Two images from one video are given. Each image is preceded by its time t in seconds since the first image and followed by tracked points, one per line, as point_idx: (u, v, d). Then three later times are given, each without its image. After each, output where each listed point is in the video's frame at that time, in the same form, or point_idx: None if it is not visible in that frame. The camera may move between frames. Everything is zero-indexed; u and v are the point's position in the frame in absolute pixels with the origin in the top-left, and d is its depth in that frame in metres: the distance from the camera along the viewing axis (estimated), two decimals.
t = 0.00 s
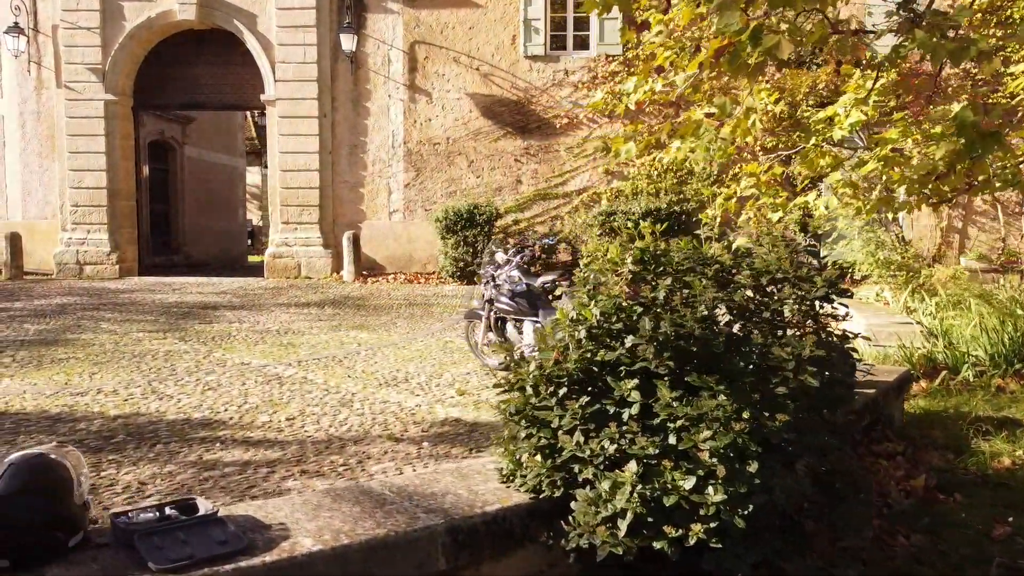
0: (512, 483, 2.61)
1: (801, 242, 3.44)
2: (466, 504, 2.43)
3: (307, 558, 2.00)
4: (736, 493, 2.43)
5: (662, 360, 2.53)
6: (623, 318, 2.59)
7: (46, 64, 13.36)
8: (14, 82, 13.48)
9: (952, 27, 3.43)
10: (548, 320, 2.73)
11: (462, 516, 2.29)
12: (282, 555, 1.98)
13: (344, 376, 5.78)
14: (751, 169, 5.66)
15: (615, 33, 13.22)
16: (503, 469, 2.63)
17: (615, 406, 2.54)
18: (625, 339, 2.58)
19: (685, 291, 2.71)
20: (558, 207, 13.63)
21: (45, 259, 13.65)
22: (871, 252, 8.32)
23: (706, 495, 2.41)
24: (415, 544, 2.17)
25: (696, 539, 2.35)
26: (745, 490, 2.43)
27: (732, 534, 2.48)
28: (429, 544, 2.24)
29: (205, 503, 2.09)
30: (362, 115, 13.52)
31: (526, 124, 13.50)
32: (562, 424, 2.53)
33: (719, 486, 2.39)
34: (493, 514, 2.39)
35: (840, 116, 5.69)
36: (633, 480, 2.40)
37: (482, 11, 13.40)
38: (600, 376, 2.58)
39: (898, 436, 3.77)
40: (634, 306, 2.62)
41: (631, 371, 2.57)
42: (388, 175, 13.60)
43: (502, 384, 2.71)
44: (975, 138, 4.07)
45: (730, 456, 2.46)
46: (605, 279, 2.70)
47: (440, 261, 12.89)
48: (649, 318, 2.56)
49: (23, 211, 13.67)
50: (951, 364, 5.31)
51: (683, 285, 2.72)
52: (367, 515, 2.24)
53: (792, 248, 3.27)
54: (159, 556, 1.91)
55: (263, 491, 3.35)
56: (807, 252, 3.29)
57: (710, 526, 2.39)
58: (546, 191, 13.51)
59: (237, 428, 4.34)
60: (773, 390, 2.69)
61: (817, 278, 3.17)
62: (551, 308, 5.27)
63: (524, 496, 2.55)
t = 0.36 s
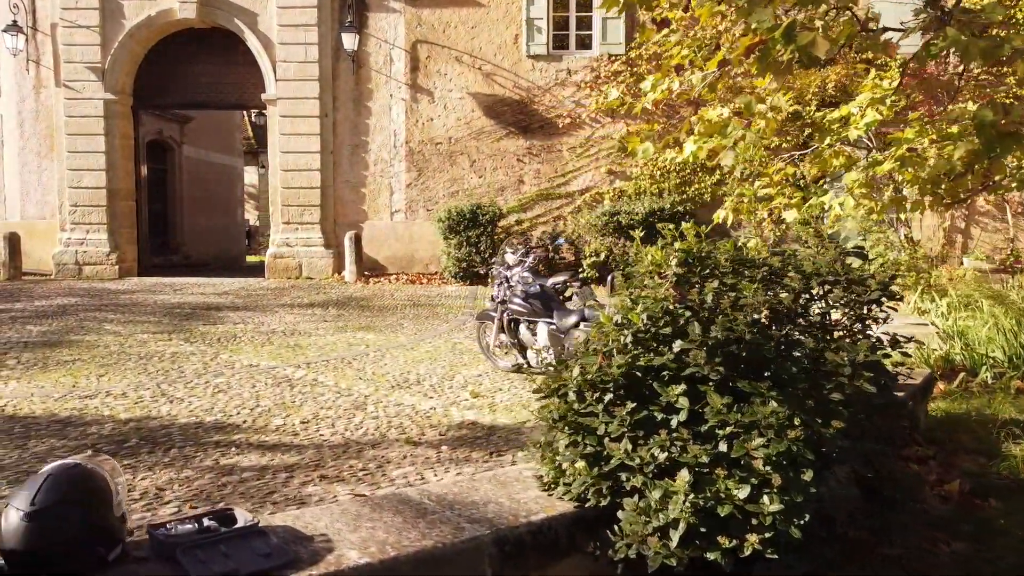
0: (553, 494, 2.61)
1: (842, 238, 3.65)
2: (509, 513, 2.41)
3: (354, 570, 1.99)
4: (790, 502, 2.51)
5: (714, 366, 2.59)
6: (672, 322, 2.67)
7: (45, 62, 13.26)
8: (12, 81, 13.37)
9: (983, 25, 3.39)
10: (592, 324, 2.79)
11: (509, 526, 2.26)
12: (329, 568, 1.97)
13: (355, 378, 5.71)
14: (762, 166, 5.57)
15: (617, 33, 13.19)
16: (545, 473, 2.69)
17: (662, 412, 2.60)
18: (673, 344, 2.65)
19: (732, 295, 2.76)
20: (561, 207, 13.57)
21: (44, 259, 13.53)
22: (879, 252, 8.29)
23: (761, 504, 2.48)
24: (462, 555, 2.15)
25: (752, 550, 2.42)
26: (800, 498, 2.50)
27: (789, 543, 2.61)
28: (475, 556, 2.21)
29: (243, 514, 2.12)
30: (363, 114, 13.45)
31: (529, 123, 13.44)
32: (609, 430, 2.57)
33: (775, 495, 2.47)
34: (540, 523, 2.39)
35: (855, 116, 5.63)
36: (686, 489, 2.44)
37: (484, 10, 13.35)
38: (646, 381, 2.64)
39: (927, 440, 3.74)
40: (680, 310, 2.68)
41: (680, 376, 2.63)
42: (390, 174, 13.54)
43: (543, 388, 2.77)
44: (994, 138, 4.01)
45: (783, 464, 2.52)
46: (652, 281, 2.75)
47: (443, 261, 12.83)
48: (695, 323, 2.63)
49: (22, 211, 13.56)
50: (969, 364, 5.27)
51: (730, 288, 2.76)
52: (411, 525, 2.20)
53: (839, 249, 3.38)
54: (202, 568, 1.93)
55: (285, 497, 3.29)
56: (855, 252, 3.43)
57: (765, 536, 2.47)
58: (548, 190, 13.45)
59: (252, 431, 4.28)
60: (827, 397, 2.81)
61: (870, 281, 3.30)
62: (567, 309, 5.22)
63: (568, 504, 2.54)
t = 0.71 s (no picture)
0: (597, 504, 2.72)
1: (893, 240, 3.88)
2: (558, 526, 2.51)
3: None
4: (849, 513, 2.52)
5: (768, 376, 2.60)
6: (723, 328, 2.70)
7: (43, 62, 13.15)
8: (10, 80, 13.26)
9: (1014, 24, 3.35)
10: (639, 331, 2.85)
11: (559, 541, 2.35)
12: None
13: (366, 382, 5.64)
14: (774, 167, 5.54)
15: (619, 32, 13.15)
16: (590, 485, 2.76)
17: (712, 421, 2.63)
18: (724, 352, 2.66)
19: (786, 301, 2.82)
20: (562, 207, 13.50)
21: (42, 260, 13.42)
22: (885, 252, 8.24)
23: (820, 517, 2.49)
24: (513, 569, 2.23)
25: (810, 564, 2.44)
26: (860, 510, 2.51)
27: (849, 556, 2.61)
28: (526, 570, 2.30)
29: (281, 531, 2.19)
30: (364, 114, 13.37)
31: (530, 123, 13.38)
32: (657, 439, 2.61)
33: (833, 507, 2.48)
34: (587, 537, 2.49)
35: (868, 117, 5.57)
36: (741, 501, 2.47)
37: (485, 10, 13.29)
38: (694, 392, 2.68)
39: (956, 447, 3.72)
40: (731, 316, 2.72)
41: (730, 386, 2.66)
42: (391, 174, 13.47)
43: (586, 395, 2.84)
44: (1010, 138, 3.92)
45: (838, 475, 2.54)
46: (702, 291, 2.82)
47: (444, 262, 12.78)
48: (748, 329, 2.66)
49: (19, 211, 13.44)
50: (986, 367, 5.24)
51: (779, 296, 2.80)
52: (456, 540, 2.31)
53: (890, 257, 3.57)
54: None
55: (307, 504, 3.23)
56: (904, 259, 3.61)
57: (824, 548, 2.48)
58: (550, 191, 13.39)
59: (266, 436, 4.21)
60: (884, 405, 2.81)
61: (924, 289, 3.47)
62: (582, 311, 5.12)
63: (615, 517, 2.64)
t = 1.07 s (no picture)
0: (643, 518, 2.79)
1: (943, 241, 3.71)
2: (604, 540, 2.59)
3: None
4: (911, 527, 2.64)
5: (828, 387, 2.66)
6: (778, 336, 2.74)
7: (40, 61, 13.03)
8: (6, 79, 13.13)
9: None
10: (689, 339, 2.91)
11: (611, 557, 2.44)
12: None
13: (377, 386, 5.57)
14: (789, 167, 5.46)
15: (620, 33, 13.10)
16: (637, 497, 2.84)
17: (765, 433, 2.72)
18: (778, 361, 2.72)
19: (836, 308, 2.86)
20: (564, 208, 13.44)
21: (38, 260, 13.28)
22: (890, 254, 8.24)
23: (883, 532, 2.60)
24: None
25: None
26: (921, 524, 2.62)
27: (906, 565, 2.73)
28: None
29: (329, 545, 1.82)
30: (364, 114, 13.29)
31: (531, 124, 13.32)
32: (709, 451, 2.69)
33: (896, 522, 2.59)
34: (639, 552, 2.57)
35: (884, 119, 5.48)
36: (802, 516, 2.55)
37: (486, 10, 13.23)
38: (749, 404, 2.76)
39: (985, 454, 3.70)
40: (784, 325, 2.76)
41: (786, 398, 2.75)
42: (391, 175, 13.38)
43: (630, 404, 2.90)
44: None
45: (898, 489, 2.63)
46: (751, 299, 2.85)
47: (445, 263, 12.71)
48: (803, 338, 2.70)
49: (15, 211, 13.31)
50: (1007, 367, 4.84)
51: (836, 303, 2.87)
52: (506, 557, 2.40)
53: (945, 260, 3.37)
54: None
55: (329, 513, 3.17)
56: (957, 262, 3.43)
57: (887, 563, 2.60)
58: (551, 191, 13.32)
59: (281, 442, 4.14)
60: (944, 414, 2.85)
61: (984, 297, 3.28)
62: (597, 315, 5.08)
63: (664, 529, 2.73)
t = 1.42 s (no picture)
0: (686, 532, 2.85)
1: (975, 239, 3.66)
2: (648, 555, 2.66)
3: None
4: (971, 544, 2.55)
5: (881, 398, 2.61)
6: (826, 347, 2.71)
7: (35, 60, 12.91)
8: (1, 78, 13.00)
9: None
10: (730, 348, 2.90)
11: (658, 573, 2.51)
12: None
13: (385, 390, 5.50)
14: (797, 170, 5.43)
15: (620, 33, 13.05)
16: (680, 513, 2.89)
17: (814, 445, 2.69)
18: (828, 372, 2.68)
19: (884, 318, 2.77)
20: (564, 208, 13.39)
21: (33, 261, 13.15)
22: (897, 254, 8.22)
23: (942, 549, 2.52)
24: None
25: None
26: (982, 542, 2.53)
27: None
28: None
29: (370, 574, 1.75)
30: (363, 114, 13.21)
31: (531, 124, 13.26)
32: (757, 465, 2.68)
33: (955, 539, 2.51)
34: (685, 568, 2.63)
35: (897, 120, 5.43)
36: (857, 532, 2.50)
37: (486, 9, 13.16)
38: (796, 415, 2.74)
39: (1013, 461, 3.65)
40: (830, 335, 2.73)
41: (837, 410, 2.70)
42: (391, 175, 13.30)
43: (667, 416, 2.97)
44: None
45: (956, 503, 2.54)
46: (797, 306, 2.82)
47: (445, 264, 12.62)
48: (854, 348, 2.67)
49: (10, 212, 13.18)
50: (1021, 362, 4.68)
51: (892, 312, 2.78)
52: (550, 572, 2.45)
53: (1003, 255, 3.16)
54: None
55: (347, 523, 3.11)
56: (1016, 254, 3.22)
57: None
58: (551, 192, 13.28)
59: (292, 449, 4.07)
60: (1003, 428, 2.69)
61: None
62: (609, 318, 5.01)
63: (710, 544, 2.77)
